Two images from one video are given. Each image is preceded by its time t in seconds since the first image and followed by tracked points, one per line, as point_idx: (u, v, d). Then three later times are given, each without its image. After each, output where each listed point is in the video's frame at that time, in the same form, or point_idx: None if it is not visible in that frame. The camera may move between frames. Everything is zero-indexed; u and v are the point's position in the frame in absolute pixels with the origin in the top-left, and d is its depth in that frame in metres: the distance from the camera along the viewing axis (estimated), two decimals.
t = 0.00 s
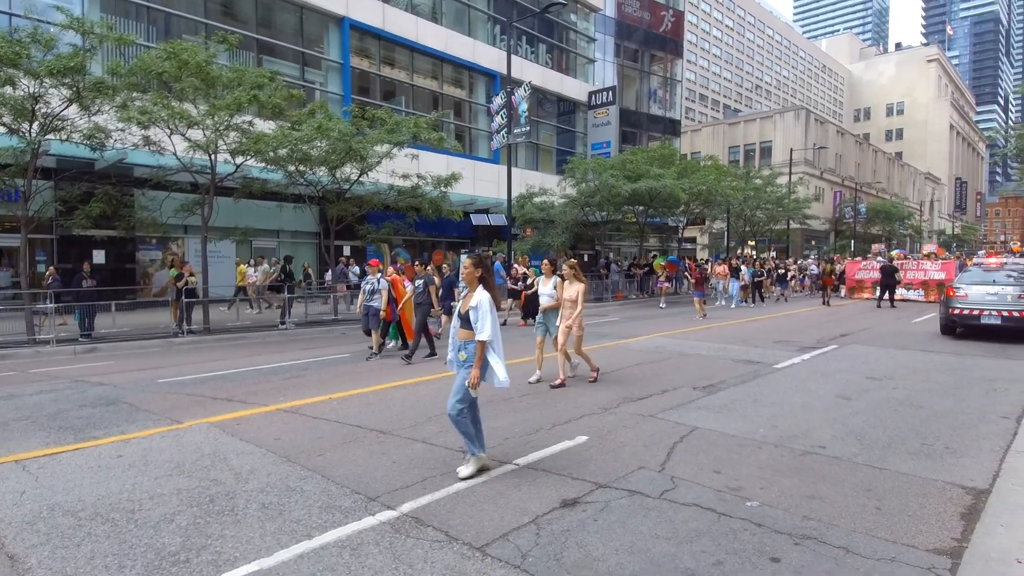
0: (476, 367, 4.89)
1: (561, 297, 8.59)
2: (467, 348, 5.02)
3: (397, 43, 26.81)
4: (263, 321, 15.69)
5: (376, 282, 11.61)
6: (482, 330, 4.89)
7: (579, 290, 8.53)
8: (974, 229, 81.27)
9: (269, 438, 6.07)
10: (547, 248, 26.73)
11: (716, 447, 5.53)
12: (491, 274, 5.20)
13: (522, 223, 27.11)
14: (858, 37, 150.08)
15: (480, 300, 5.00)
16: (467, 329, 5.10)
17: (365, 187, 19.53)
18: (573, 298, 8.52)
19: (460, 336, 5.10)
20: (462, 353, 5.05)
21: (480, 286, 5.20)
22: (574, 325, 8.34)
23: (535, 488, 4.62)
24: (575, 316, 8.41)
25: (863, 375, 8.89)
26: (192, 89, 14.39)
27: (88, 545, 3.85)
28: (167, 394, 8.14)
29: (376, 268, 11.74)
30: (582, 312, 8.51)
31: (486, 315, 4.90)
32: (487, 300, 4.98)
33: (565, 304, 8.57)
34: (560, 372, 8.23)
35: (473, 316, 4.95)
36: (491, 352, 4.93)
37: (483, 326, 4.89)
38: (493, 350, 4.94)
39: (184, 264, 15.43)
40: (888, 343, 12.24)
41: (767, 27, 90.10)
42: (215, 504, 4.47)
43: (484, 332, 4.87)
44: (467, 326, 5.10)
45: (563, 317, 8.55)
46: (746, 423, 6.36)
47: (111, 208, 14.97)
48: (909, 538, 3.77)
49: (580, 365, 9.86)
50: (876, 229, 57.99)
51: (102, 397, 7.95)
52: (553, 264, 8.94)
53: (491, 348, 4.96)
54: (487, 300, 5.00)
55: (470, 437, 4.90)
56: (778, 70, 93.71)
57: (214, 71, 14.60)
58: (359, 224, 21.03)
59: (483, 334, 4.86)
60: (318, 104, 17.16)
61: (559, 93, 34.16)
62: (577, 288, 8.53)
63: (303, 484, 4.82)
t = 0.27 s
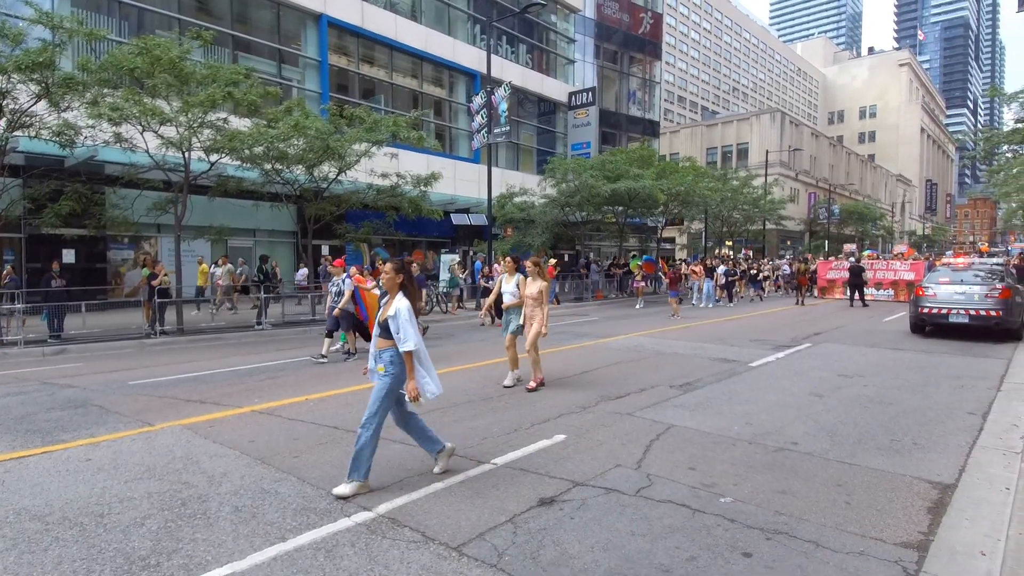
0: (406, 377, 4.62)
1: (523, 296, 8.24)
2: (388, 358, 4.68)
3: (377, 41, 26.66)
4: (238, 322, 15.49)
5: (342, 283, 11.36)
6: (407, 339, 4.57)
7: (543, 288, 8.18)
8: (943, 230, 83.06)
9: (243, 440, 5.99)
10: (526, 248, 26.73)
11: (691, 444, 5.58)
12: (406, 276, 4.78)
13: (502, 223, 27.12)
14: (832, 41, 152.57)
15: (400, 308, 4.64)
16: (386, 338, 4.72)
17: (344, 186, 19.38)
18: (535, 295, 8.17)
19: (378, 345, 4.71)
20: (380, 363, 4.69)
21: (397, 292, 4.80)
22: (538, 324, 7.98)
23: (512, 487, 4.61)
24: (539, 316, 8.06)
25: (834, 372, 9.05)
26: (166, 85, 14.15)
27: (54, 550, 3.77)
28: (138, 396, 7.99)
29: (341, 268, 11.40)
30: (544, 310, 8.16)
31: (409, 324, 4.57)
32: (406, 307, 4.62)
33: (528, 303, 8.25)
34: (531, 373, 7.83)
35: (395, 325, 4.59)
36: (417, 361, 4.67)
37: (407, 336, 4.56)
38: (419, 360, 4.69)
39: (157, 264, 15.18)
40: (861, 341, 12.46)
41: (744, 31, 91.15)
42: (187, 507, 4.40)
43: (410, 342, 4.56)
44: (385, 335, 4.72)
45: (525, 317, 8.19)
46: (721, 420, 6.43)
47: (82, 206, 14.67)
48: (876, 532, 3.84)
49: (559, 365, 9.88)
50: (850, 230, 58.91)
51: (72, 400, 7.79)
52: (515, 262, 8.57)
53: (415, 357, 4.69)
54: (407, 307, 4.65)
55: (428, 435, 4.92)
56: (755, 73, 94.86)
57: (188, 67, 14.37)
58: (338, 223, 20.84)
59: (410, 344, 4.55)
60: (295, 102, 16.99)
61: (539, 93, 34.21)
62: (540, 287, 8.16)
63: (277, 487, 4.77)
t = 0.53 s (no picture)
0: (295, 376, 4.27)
1: (484, 300, 7.94)
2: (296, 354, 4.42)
3: (356, 38, 26.47)
4: (213, 322, 15.29)
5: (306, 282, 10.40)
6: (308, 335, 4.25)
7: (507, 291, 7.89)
8: (915, 231, 84.68)
9: (218, 442, 5.90)
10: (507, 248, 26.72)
11: (669, 442, 5.62)
12: (328, 275, 4.55)
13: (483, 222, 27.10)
14: (809, 45, 154.86)
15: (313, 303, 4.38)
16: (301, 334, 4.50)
17: (323, 184, 19.22)
18: (497, 299, 7.89)
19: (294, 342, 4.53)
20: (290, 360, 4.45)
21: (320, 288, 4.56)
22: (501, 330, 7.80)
23: (490, 487, 4.61)
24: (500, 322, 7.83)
25: (809, 371, 9.18)
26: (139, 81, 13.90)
27: (21, 556, 3.68)
28: (110, 397, 7.84)
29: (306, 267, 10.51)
30: (507, 313, 7.94)
31: (312, 318, 4.27)
32: (320, 301, 4.36)
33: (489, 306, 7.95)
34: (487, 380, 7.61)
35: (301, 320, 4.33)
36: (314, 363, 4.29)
37: (308, 331, 4.26)
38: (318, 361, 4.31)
39: (130, 263, 14.92)
40: (835, 340, 12.65)
41: (723, 33, 92.12)
42: (159, 511, 4.33)
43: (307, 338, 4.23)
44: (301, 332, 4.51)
45: (486, 321, 7.94)
46: (698, 418, 6.48)
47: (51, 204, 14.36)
48: (849, 527, 3.90)
49: (538, 364, 9.89)
50: (825, 231, 59.81)
51: (41, 402, 7.62)
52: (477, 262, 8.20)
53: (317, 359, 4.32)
54: (320, 303, 4.37)
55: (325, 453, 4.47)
56: (733, 75, 95.91)
57: (163, 62, 14.13)
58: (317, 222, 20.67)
59: (306, 340, 4.21)
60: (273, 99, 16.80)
61: (520, 93, 34.21)
62: (502, 291, 7.87)
63: (252, 489, 4.71)
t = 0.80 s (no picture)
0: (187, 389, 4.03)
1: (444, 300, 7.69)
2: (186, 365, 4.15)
3: (333, 36, 26.25)
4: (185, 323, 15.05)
5: (265, 282, 9.63)
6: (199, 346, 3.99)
7: (466, 291, 7.56)
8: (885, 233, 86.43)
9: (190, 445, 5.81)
10: (486, 248, 26.68)
11: (645, 440, 5.66)
12: (225, 279, 4.30)
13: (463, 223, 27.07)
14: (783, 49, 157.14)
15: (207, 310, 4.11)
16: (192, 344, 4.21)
17: (299, 183, 19.01)
18: (456, 299, 7.61)
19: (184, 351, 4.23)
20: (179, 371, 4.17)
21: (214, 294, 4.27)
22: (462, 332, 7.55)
23: (467, 487, 4.60)
24: (459, 321, 7.58)
25: (782, 369, 9.31)
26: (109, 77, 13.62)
27: None
28: (78, 401, 7.67)
29: (264, 266, 9.80)
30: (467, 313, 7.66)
31: (204, 327, 4.01)
32: (213, 309, 4.10)
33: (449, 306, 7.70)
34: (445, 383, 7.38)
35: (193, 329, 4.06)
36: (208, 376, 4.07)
37: (200, 341, 4.00)
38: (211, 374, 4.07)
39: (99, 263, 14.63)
40: (808, 338, 12.85)
41: (700, 36, 93.02)
42: (127, 516, 4.24)
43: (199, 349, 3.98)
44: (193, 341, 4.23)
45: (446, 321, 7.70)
46: (674, 416, 6.54)
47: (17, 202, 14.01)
48: (819, 521, 3.96)
49: (516, 364, 9.90)
50: (798, 232, 60.75)
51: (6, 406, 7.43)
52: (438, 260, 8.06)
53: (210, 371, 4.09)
54: (213, 311, 4.11)
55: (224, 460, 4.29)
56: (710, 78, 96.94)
57: (134, 59, 13.87)
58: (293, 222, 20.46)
59: (198, 351, 3.96)
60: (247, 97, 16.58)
61: (499, 93, 34.18)
62: (462, 290, 7.58)
63: (223, 493, 4.64)
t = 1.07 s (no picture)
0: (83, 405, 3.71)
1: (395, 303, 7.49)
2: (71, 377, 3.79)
3: (307, 33, 25.96)
4: (154, 323, 14.78)
5: (222, 284, 9.45)
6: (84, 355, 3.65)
7: (415, 294, 7.36)
8: (853, 234, 88.21)
9: (158, 448, 5.70)
10: (463, 249, 26.61)
11: (618, 438, 5.69)
12: (104, 276, 3.90)
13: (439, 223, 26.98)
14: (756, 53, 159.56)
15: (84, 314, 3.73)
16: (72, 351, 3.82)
17: (272, 181, 18.75)
18: (408, 303, 7.42)
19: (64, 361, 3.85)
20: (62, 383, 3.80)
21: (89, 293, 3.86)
22: (408, 336, 7.35)
23: (440, 488, 4.58)
24: (410, 325, 7.38)
25: (754, 367, 9.45)
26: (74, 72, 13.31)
27: None
28: (42, 404, 7.48)
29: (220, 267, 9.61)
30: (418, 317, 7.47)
31: (86, 335, 3.66)
32: (94, 313, 3.73)
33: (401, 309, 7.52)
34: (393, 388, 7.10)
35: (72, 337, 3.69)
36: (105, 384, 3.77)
37: (84, 351, 3.65)
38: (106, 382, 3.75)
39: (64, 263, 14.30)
40: (779, 337, 13.05)
41: (674, 39, 94.05)
42: (92, 521, 4.14)
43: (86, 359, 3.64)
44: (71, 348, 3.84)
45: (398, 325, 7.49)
46: (647, 414, 6.59)
47: None
48: (788, 516, 4.03)
49: (492, 364, 9.89)
50: (770, 233, 61.68)
51: None
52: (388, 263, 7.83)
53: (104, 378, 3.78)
54: (93, 313, 3.74)
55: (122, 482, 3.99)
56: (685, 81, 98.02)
57: (100, 54, 13.56)
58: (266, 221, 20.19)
59: (86, 362, 3.63)
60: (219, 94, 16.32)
61: (476, 93, 34.13)
62: (413, 293, 7.40)
63: (192, 497, 4.56)
